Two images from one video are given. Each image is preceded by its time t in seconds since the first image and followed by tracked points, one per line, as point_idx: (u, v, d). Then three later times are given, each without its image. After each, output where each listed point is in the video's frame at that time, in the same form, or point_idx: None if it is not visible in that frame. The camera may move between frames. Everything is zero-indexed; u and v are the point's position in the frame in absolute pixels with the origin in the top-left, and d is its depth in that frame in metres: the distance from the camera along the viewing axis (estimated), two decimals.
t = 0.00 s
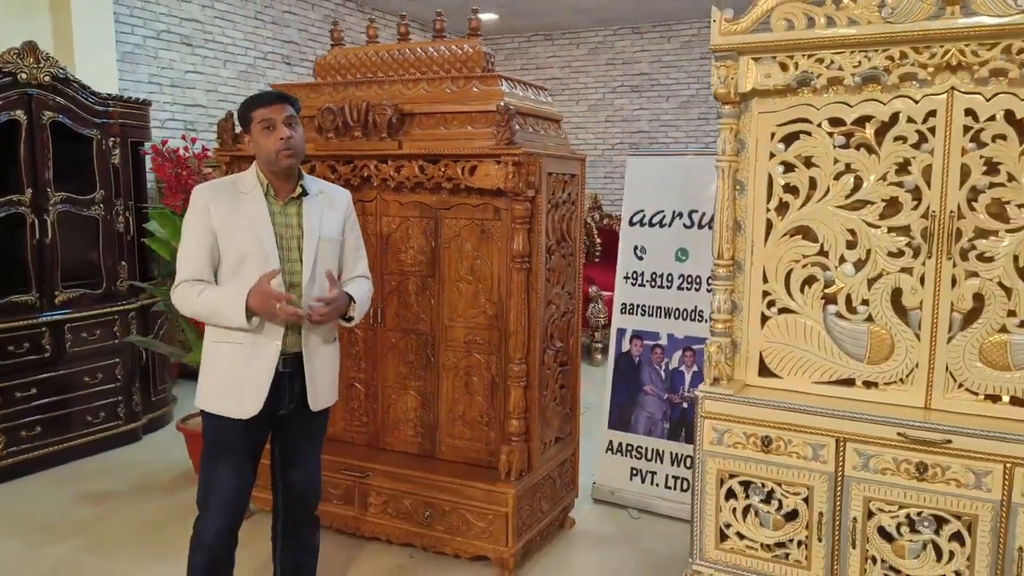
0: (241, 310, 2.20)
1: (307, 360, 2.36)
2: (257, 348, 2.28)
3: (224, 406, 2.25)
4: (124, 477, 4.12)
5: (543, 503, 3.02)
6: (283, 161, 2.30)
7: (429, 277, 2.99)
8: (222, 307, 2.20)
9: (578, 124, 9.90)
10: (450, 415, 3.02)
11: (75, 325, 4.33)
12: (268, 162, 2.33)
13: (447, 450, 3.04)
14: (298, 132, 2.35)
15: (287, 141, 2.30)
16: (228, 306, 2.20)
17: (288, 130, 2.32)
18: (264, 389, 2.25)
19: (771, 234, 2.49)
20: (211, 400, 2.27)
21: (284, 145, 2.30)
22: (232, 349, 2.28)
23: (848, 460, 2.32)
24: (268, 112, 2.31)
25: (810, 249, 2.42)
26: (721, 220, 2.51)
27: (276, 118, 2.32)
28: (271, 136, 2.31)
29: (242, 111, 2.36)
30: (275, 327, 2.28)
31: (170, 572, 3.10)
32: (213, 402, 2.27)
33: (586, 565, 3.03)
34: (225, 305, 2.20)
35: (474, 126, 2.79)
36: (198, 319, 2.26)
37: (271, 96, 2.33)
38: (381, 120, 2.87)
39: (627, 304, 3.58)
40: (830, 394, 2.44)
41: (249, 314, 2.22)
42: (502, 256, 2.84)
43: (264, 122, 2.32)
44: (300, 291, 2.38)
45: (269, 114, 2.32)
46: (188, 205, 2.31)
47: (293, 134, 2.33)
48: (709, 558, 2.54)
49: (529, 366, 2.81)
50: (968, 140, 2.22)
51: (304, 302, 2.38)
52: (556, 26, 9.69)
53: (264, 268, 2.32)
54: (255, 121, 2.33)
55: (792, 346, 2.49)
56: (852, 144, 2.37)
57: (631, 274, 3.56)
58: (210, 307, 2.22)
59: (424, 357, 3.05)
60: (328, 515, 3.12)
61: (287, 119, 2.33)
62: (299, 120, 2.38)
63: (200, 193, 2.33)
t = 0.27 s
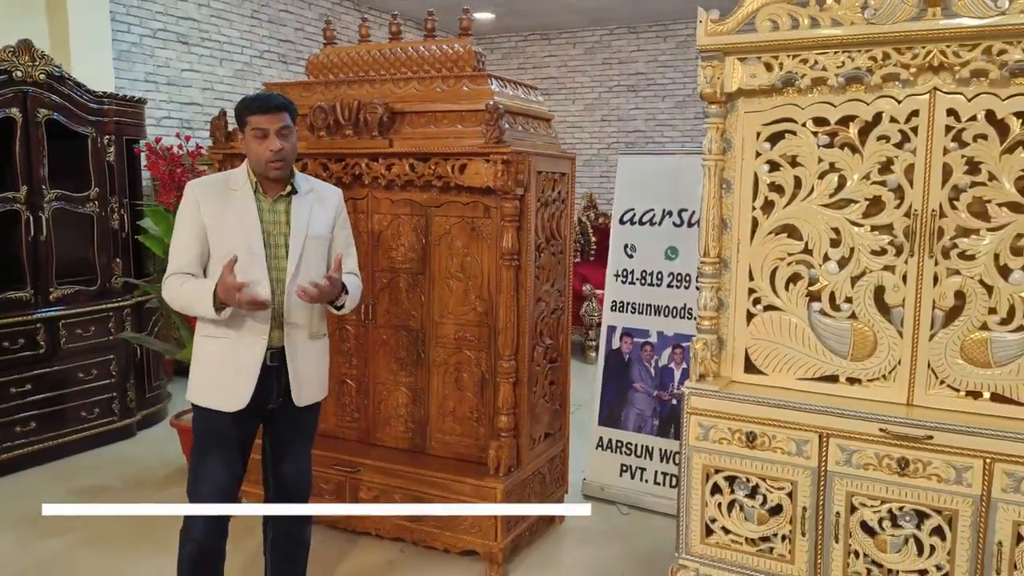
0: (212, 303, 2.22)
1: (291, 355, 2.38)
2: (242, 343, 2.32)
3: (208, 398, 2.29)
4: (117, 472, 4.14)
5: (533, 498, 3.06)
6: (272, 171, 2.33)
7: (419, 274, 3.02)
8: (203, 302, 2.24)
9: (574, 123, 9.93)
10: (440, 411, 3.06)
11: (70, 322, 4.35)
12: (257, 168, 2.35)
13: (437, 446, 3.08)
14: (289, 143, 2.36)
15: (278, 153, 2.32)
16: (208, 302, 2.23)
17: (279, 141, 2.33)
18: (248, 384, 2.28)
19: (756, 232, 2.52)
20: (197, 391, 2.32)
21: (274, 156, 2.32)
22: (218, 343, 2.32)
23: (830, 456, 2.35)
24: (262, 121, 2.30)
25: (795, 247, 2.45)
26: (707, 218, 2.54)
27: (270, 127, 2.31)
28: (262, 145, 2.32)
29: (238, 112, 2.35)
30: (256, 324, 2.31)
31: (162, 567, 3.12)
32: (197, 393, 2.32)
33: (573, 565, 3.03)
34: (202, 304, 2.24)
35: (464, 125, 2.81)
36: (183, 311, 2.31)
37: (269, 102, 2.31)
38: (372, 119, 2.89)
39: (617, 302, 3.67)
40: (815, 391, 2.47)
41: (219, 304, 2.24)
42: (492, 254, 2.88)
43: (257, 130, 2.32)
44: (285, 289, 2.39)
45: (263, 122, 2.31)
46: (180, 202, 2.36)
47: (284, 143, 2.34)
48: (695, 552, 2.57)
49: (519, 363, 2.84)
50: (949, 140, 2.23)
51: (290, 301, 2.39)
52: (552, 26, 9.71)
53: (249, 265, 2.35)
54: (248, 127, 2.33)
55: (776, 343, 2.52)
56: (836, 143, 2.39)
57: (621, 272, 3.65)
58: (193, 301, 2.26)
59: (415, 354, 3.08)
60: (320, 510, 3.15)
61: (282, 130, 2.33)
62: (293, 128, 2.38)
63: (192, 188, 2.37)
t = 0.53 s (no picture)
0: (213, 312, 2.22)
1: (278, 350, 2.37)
2: (226, 341, 2.31)
3: (191, 393, 2.30)
4: (103, 468, 4.12)
5: (517, 493, 3.09)
6: (261, 164, 2.33)
7: (405, 270, 3.04)
8: (194, 302, 2.24)
9: (564, 121, 9.95)
10: (425, 407, 3.07)
11: (56, 317, 4.33)
12: (246, 161, 2.35)
13: (422, 441, 3.09)
14: (280, 135, 2.36)
15: (267, 146, 2.31)
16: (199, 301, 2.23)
17: (268, 134, 2.32)
18: (229, 381, 2.29)
19: (739, 230, 2.54)
20: (182, 385, 2.33)
21: (263, 148, 2.32)
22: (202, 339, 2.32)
23: (810, 450, 2.37)
24: (251, 113, 2.29)
25: (777, 244, 2.48)
26: (690, 215, 2.56)
27: (258, 120, 2.31)
28: (251, 137, 2.31)
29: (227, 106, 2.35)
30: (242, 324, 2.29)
31: (148, 562, 3.12)
32: (182, 388, 2.32)
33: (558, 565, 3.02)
34: (196, 308, 2.24)
35: (449, 121, 2.82)
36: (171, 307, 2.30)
37: (257, 96, 2.30)
38: (358, 115, 2.90)
39: (603, 298, 3.73)
40: (796, 386, 2.49)
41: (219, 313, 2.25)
42: (477, 250, 2.89)
43: (246, 123, 2.31)
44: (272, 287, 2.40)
45: (252, 114, 2.30)
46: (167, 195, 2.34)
47: (274, 136, 2.34)
48: (677, 546, 2.60)
49: (503, 359, 2.86)
50: (928, 138, 2.24)
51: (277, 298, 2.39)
52: (542, 23, 9.72)
53: (237, 261, 2.35)
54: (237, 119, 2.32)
55: (758, 339, 2.54)
56: (817, 141, 2.41)
57: (607, 269, 3.71)
58: (182, 298, 2.25)
59: (401, 349, 3.09)
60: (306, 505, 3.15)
61: (271, 123, 2.33)
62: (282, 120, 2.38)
63: (179, 182, 2.35)
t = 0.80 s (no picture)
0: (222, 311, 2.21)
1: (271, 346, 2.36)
2: (223, 336, 2.29)
3: (186, 389, 2.26)
4: (86, 468, 4.08)
5: (503, 490, 3.09)
6: (255, 152, 2.30)
7: (391, 268, 3.03)
8: (200, 297, 2.22)
9: (551, 120, 9.96)
10: (412, 404, 3.07)
11: (38, 316, 4.28)
12: (243, 151, 2.33)
13: (408, 439, 3.09)
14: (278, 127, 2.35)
15: (264, 133, 2.30)
16: (204, 296, 2.21)
17: (268, 124, 2.32)
18: (228, 377, 2.27)
19: (723, 228, 2.55)
20: (173, 380, 2.29)
21: (261, 136, 2.30)
22: (199, 334, 2.29)
23: (793, 447, 2.39)
24: (252, 101, 2.29)
25: (761, 242, 2.49)
26: (675, 213, 2.57)
27: (258, 109, 2.30)
28: (250, 126, 2.30)
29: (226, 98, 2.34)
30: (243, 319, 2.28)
31: (132, 562, 3.10)
32: (175, 384, 2.28)
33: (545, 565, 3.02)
34: (203, 306, 2.22)
35: (435, 118, 2.81)
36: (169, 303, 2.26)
37: (255, 87, 2.31)
38: (344, 112, 2.89)
39: (589, 296, 3.74)
40: (779, 383, 2.51)
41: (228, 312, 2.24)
42: (463, 248, 2.89)
43: (246, 112, 2.31)
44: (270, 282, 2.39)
45: (252, 103, 2.30)
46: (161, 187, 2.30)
47: (273, 127, 2.34)
48: (662, 543, 2.62)
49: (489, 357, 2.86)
50: (910, 137, 2.26)
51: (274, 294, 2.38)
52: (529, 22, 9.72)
53: (235, 254, 2.34)
54: (236, 108, 2.31)
55: (743, 337, 2.56)
56: (800, 140, 2.42)
57: (593, 267, 3.72)
58: (184, 294, 2.23)
59: (387, 347, 3.08)
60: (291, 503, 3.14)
61: (270, 114, 2.32)
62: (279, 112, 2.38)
63: (173, 176, 2.31)
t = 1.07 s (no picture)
0: (235, 305, 2.15)
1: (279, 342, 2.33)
2: (230, 332, 2.22)
3: (191, 387, 2.19)
4: (75, 466, 4.05)
5: (496, 487, 3.09)
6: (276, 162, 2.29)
7: (383, 265, 3.02)
8: (210, 294, 2.15)
9: (542, 117, 9.95)
10: (404, 402, 3.06)
11: (25, 313, 4.23)
12: (261, 157, 2.29)
13: (400, 437, 3.08)
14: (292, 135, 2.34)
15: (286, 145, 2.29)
16: (215, 293, 2.15)
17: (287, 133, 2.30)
18: (235, 373, 2.20)
19: (717, 224, 2.55)
20: (175, 378, 2.21)
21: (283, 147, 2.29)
22: (204, 330, 2.22)
23: (786, 443, 2.40)
24: (278, 111, 2.25)
25: (755, 239, 2.49)
26: (669, 210, 2.56)
27: (280, 118, 2.27)
28: (273, 136, 2.27)
29: (240, 99, 2.26)
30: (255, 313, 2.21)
31: (121, 561, 3.07)
32: (178, 381, 2.20)
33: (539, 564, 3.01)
34: (214, 299, 2.15)
35: (428, 114, 2.80)
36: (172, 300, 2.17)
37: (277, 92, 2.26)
38: (335, 108, 2.87)
39: (582, 293, 3.74)
40: (772, 380, 2.52)
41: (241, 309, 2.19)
42: (456, 244, 2.87)
43: (271, 120, 2.25)
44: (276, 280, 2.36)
45: (273, 112, 2.26)
46: (163, 181, 2.19)
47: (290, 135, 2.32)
48: (655, 540, 2.62)
49: (482, 354, 2.85)
50: (903, 134, 2.26)
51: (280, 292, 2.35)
52: (520, 18, 9.70)
53: (242, 251, 2.28)
54: (258, 115, 2.25)
55: (735, 333, 2.56)
56: (793, 137, 2.42)
57: (585, 264, 3.72)
58: (194, 291, 2.15)
59: (379, 344, 3.07)
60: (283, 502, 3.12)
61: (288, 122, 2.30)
62: (289, 115, 2.35)
63: (175, 170, 2.22)
